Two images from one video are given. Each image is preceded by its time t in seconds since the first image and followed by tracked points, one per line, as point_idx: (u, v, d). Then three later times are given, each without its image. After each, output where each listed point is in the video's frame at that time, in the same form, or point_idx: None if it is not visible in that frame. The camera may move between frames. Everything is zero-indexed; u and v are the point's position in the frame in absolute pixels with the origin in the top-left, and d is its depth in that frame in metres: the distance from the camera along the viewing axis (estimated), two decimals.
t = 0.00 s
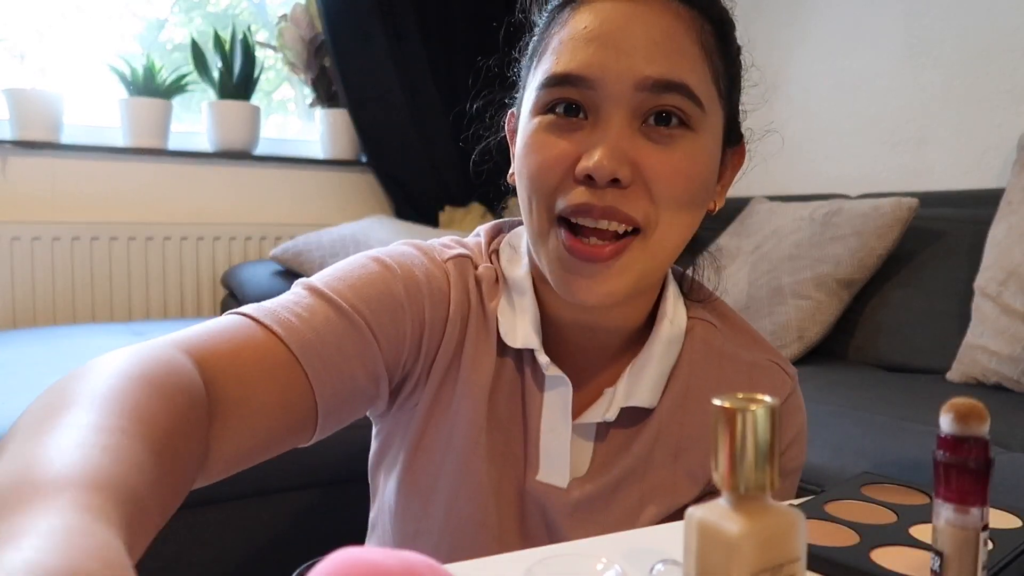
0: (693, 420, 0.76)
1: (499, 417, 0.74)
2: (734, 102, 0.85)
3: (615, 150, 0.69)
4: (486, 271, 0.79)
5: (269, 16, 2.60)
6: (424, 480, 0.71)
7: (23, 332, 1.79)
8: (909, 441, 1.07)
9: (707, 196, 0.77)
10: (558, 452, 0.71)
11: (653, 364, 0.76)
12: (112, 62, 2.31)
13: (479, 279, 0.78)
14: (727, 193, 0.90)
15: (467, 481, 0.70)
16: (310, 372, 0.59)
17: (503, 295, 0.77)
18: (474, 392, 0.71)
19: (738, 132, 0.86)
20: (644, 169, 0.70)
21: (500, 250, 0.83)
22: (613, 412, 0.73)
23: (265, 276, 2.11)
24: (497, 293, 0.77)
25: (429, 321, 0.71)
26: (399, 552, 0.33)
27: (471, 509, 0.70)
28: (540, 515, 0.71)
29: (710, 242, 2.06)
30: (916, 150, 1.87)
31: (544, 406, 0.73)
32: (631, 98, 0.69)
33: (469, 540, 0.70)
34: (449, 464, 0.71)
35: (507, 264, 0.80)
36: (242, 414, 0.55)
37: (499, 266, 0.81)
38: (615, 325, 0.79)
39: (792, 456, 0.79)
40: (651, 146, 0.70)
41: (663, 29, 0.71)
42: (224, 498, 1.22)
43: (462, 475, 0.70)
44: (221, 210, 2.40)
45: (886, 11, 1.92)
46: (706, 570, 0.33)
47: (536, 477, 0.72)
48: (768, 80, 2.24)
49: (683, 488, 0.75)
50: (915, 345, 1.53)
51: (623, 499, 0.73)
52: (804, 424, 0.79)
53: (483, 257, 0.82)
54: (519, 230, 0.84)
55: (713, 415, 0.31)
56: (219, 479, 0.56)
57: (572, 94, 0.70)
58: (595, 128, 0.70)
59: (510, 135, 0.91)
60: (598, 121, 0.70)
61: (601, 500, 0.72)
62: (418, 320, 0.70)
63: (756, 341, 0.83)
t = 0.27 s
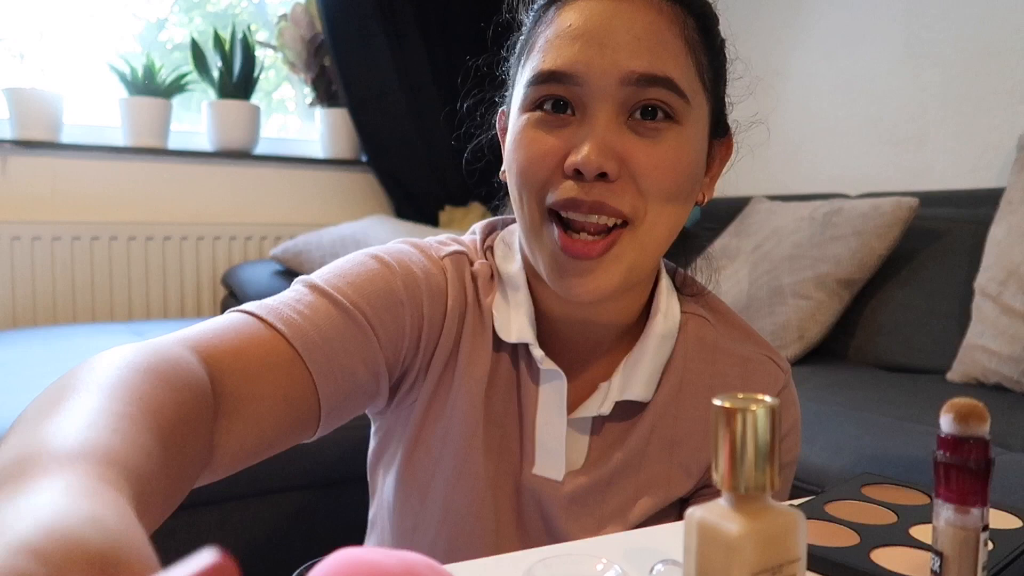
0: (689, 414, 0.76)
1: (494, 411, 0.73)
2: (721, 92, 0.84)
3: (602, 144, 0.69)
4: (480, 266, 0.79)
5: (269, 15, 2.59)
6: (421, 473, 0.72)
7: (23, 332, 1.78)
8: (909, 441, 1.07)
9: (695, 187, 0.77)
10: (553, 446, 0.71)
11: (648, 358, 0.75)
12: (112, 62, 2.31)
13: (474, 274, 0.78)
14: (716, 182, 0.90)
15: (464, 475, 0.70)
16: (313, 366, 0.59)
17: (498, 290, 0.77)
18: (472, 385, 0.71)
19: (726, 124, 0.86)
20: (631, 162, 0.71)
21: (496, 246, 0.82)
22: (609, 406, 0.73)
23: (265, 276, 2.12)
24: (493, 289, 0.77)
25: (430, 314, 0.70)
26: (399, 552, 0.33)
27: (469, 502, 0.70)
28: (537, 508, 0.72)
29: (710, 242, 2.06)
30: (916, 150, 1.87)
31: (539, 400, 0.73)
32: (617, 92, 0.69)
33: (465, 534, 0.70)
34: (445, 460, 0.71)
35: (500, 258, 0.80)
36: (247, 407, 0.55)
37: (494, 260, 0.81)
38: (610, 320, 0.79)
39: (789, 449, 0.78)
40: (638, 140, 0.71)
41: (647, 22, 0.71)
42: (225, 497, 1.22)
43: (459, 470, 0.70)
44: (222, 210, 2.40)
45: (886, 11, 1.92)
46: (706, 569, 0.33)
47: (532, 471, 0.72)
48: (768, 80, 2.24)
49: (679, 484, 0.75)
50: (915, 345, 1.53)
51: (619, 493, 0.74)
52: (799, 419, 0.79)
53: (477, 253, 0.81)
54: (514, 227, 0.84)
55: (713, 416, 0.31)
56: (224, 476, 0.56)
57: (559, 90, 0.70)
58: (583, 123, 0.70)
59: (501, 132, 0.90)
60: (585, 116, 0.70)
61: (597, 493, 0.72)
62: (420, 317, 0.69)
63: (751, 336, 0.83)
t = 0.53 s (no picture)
0: (682, 414, 0.77)
1: (485, 412, 0.74)
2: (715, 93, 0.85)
3: (600, 147, 0.69)
4: (471, 269, 0.79)
5: (269, 16, 2.60)
6: (411, 474, 0.72)
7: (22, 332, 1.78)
8: (910, 441, 1.07)
9: (690, 189, 0.78)
10: (547, 446, 0.71)
11: (641, 358, 0.76)
12: (112, 62, 2.31)
13: (460, 275, 0.78)
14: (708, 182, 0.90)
15: (456, 475, 0.70)
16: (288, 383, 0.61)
17: (489, 290, 0.77)
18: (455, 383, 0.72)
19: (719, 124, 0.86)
20: (629, 165, 0.70)
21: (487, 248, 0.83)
22: (602, 406, 0.73)
23: (264, 276, 2.12)
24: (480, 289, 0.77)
25: (401, 318, 0.72)
26: (399, 552, 0.33)
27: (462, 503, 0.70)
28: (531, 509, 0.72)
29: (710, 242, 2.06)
30: (916, 150, 1.87)
31: (532, 399, 0.73)
32: (614, 95, 0.69)
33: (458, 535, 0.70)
34: (436, 461, 0.71)
35: (493, 260, 0.80)
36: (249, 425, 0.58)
37: (485, 262, 0.81)
38: (603, 320, 0.80)
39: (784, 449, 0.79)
40: (635, 143, 0.71)
41: (642, 24, 0.71)
42: (225, 497, 1.22)
43: (450, 471, 0.71)
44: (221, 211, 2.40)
45: (886, 11, 1.92)
46: (706, 569, 0.33)
47: (526, 472, 0.72)
48: (768, 80, 2.24)
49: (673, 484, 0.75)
50: (915, 345, 1.53)
51: (613, 494, 0.74)
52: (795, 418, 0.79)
53: (468, 255, 0.82)
54: (506, 229, 0.85)
55: (713, 417, 0.31)
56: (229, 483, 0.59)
57: (556, 92, 0.70)
58: (580, 125, 0.70)
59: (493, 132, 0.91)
60: (583, 118, 0.70)
61: (590, 494, 0.72)
62: (390, 319, 0.71)
63: (745, 335, 0.83)
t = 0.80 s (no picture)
0: (678, 413, 0.76)
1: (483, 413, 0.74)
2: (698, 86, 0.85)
3: (585, 132, 0.68)
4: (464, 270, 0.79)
5: (269, 16, 2.59)
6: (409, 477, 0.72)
7: (22, 333, 1.78)
8: (910, 441, 1.07)
9: (677, 179, 0.77)
10: (543, 448, 0.72)
11: (633, 357, 0.76)
12: (113, 62, 2.31)
13: (456, 278, 0.78)
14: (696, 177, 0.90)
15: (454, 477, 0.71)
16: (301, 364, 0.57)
17: (483, 291, 0.77)
18: (456, 388, 0.72)
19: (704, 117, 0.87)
20: (615, 149, 0.70)
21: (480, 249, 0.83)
22: (596, 405, 0.73)
23: (265, 276, 2.12)
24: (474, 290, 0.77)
25: (407, 317, 0.70)
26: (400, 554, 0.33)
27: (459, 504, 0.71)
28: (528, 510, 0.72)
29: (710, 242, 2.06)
30: (916, 150, 1.87)
31: (529, 401, 0.73)
32: (597, 80, 0.69)
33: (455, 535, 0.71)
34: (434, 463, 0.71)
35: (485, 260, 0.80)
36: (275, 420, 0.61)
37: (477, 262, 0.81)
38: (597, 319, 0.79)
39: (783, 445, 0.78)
40: (620, 128, 0.70)
41: (623, 12, 0.71)
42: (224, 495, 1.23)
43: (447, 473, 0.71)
44: (221, 211, 2.40)
45: (886, 11, 1.92)
46: (707, 570, 0.33)
47: (522, 473, 0.72)
48: (767, 80, 2.25)
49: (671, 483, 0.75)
50: (915, 345, 1.53)
51: (610, 496, 0.74)
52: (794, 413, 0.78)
53: (460, 256, 0.82)
54: (495, 231, 0.85)
55: (713, 415, 0.31)
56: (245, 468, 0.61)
57: (540, 81, 0.70)
58: (565, 112, 0.69)
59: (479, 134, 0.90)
60: (567, 105, 0.69)
61: (586, 495, 0.73)
62: (398, 317, 0.70)
63: (741, 331, 0.82)
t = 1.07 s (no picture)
0: (678, 412, 0.76)
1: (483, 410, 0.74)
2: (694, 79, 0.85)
3: (582, 132, 0.69)
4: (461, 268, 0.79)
5: (269, 16, 2.59)
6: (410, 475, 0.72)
7: (22, 333, 1.78)
8: (910, 441, 1.07)
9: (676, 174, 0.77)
10: (543, 446, 0.71)
11: (633, 354, 0.75)
12: (113, 62, 2.31)
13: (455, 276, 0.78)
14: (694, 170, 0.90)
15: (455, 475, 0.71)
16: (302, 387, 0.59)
17: (483, 290, 0.77)
18: (454, 390, 0.72)
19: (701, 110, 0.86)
20: (613, 148, 0.70)
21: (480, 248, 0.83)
22: (597, 403, 0.73)
23: (265, 276, 2.12)
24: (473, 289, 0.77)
25: (404, 321, 0.71)
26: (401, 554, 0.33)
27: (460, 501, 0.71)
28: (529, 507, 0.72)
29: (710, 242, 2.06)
30: (916, 150, 1.87)
31: (528, 399, 0.73)
32: (593, 80, 0.69)
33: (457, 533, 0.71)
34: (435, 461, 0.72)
35: (484, 259, 0.80)
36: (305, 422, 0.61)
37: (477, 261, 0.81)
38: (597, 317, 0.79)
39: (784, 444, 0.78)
40: (617, 126, 0.70)
41: (619, 11, 0.71)
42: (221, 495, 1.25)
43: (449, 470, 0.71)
44: (221, 211, 2.40)
45: (886, 11, 1.92)
46: (706, 569, 0.33)
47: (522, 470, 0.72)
48: (767, 80, 2.25)
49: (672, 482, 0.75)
50: (915, 345, 1.53)
51: (611, 494, 0.74)
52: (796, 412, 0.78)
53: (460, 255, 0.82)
54: (496, 230, 0.85)
55: (713, 416, 0.31)
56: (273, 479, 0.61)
57: (536, 82, 0.70)
58: (561, 113, 0.69)
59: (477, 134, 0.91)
60: (563, 106, 0.69)
61: (587, 492, 0.73)
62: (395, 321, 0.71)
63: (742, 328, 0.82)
